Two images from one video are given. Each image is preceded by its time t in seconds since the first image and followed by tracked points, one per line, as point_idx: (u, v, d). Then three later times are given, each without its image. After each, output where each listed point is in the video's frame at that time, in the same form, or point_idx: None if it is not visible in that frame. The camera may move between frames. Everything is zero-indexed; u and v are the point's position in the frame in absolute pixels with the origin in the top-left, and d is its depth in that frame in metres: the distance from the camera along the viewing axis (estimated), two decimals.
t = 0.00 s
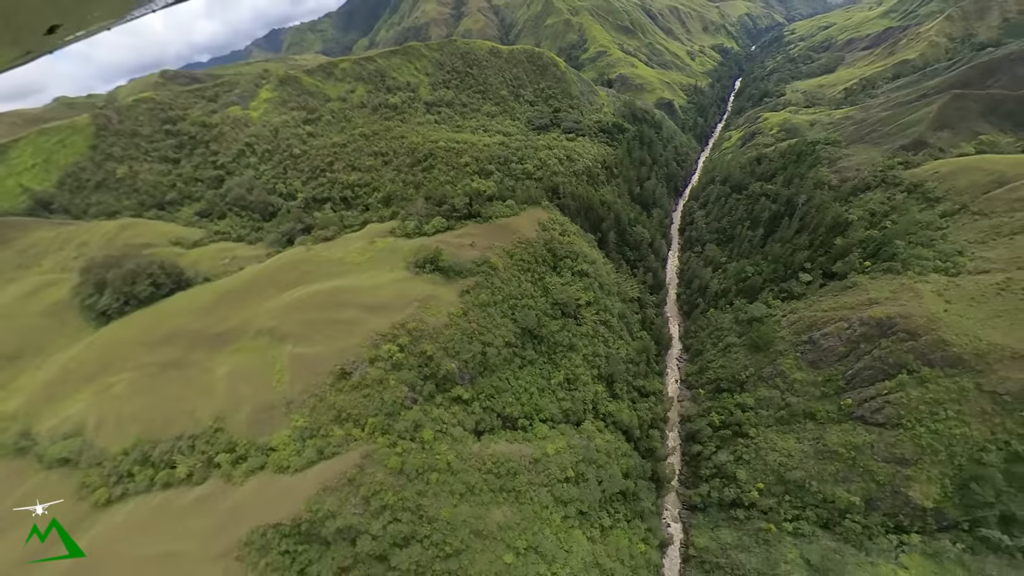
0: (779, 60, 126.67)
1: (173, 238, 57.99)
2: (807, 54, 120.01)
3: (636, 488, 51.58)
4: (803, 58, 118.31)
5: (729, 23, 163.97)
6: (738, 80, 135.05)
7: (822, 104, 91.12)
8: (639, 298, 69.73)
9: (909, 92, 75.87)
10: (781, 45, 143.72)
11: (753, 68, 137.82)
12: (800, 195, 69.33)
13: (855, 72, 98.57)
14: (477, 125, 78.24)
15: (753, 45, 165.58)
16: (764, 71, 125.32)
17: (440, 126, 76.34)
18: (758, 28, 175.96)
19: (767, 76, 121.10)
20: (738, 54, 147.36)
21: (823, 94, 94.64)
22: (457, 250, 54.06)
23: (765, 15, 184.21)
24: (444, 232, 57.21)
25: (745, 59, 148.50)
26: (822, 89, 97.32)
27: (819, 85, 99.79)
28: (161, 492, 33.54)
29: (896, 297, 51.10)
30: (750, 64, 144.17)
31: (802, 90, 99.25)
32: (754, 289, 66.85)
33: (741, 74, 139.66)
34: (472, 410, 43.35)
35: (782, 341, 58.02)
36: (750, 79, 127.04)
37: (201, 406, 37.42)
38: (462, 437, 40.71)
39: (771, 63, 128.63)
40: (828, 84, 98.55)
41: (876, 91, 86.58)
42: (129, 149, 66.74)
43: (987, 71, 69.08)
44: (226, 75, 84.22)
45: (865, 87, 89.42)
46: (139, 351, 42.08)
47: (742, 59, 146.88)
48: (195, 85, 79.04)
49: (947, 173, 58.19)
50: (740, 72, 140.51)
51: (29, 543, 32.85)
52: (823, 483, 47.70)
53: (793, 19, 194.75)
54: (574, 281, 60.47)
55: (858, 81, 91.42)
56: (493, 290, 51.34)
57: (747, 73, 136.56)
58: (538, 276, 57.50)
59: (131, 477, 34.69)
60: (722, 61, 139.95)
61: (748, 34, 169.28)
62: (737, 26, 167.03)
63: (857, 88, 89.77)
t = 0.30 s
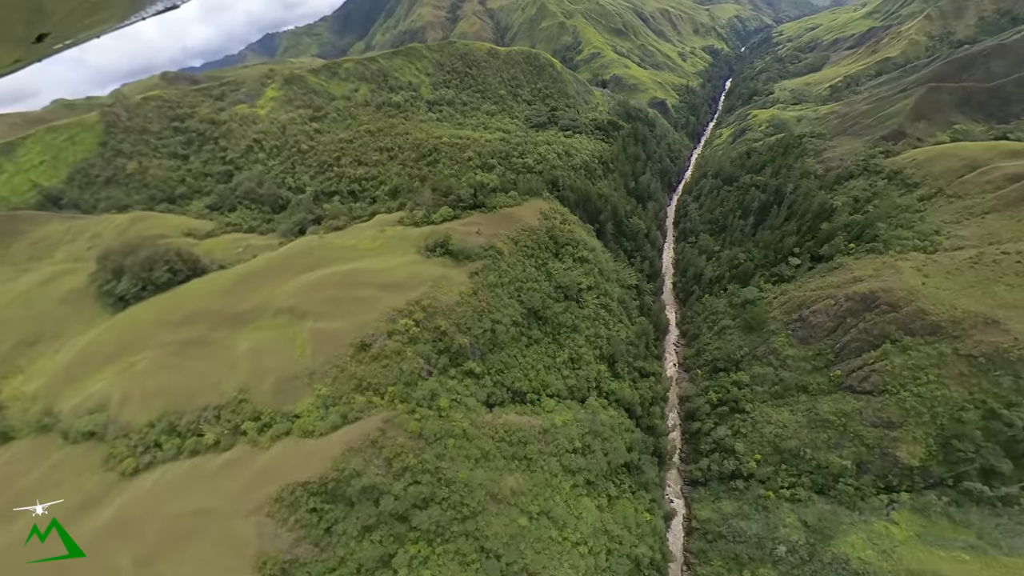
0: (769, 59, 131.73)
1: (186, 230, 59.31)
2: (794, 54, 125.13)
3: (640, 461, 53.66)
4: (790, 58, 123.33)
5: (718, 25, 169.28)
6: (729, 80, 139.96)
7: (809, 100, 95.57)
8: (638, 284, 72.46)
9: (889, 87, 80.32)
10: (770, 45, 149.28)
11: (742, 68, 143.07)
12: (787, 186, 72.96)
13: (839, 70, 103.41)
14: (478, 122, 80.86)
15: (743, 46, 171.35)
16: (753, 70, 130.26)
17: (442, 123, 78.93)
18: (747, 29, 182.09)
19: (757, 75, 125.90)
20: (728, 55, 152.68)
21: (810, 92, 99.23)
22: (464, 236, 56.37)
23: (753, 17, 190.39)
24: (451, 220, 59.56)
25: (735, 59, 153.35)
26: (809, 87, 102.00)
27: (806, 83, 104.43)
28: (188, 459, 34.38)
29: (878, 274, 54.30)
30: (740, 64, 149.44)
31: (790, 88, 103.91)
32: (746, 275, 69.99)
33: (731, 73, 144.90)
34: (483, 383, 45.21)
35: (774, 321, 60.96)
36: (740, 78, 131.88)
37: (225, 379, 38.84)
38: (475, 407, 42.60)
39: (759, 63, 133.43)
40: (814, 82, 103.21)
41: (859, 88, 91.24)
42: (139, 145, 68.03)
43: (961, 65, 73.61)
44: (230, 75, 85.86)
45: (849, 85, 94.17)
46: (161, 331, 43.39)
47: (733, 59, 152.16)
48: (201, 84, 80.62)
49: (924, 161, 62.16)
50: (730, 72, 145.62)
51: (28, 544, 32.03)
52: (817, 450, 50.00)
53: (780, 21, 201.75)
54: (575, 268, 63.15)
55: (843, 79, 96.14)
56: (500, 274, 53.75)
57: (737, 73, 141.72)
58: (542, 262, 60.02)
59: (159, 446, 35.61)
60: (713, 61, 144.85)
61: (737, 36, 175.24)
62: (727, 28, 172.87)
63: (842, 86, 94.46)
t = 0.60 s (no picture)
0: (756, 60, 137.66)
1: (199, 221, 60.92)
2: (780, 55, 131.09)
3: (642, 434, 56.15)
4: (775, 60, 129.43)
5: (706, 29, 176.13)
6: (718, 81, 145.87)
7: (794, 98, 100.85)
8: (634, 272, 75.71)
9: (867, 83, 85.58)
10: (757, 47, 155.85)
11: (730, 69, 149.26)
12: (772, 176, 77.28)
13: (822, 70, 109.05)
14: (479, 119, 84.12)
15: (731, 48, 178.22)
16: (742, 70, 136.15)
17: (444, 121, 82.06)
18: (734, 33, 189.48)
19: (744, 75, 131.71)
20: (717, 57, 159.08)
21: (795, 90, 104.58)
22: (470, 223, 59.13)
23: (739, 20, 197.96)
24: (457, 209, 62.37)
25: (723, 62, 159.83)
26: (794, 86, 107.39)
27: (791, 83, 109.93)
28: (218, 423, 35.87)
29: (858, 252, 58.02)
30: (728, 65, 155.74)
31: (776, 87, 109.31)
32: (737, 260, 73.66)
33: (720, 75, 151.07)
34: (494, 356, 48.00)
35: (764, 301, 64.38)
36: (729, 79, 137.66)
37: (250, 351, 40.61)
38: (487, 376, 45.25)
39: (747, 64, 139.38)
40: (799, 82, 108.64)
41: (840, 85, 96.53)
42: (149, 142, 69.63)
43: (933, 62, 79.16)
44: (235, 75, 87.99)
45: (831, 83, 99.49)
46: (183, 310, 45.03)
47: (722, 61, 158.57)
48: (207, 84, 82.55)
49: (899, 149, 66.60)
50: (719, 73, 151.79)
51: (29, 543, 31.23)
52: (808, 417, 52.74)
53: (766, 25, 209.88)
54: (575, 254, 66.23)
55: (825, 78, 101.57)
56: (505, 257, 56.64)
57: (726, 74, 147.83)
58: (544, 248, 63.04)
59: (189, 413, 37.08)
60: (702, 63, 150.72)
61: (725, 39, 182.32)
62: (714, 31, 179.85)
63: (825, 84, 99.70)
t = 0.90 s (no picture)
0: (746, 61, 142.87)
1: (210, 214, 62.36)
2: (768, 55, 136.27)
3: (642, 411, 58.40)
4: (762, 61, 134.88)
5: (696, 32, 182.08)
6: (709, 81, 151.03)
7: (782, 96, 105.58)
8: (630, 262, 78.63)
9: (849, 81, 90.29)
10: (746, 49, 161.63)
11: (722, 69, 154.56)
12: (760, 169, 81.09)
13: (808, 70, 114.06)
14: (478, 117, 87.10)
15: (721, 50, 184.08)
16: (733, 70, 141.33)
17: (445, 119, 84.91)
18: (724, 35, 195.78)
19: (734, 75, 136.78)
20: (708, 58, 164.52)
21: (783, 89, 109.36)
22: (474, 211, 61.68)
23: (727, 23, 204.10)
24: (461, 200, 64.92)
25: (713, 63, 165.31)
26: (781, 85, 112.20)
27: (778, 82, 114.85)
28: (242, 393, 37.47)
29: (841, 235, 61.45)
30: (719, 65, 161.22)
31: (764, 86, 114.09)
32: (728, 248, 76.95)
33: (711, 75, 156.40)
34: (501, 334, 50.54)
35: (754, 286, 67.53)
36: (720, 78, 142.54)
37: (270, 327, 42.38)
38: (495, 351, 47.80)
39: (736, 64, 144.63)
40: (786, 81, 113.48)
41: (826, 83, 101.25)
42: (158, 139, 71.13)
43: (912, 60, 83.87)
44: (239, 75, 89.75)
45: (817, 81, 104.22)
46: (202, 292, 46.65)
47: (713, 62, 164.03)
48: (212, 83, 84.21)
49: (879, 140, 70.65)
50: (709, 74, 157.06)
51: (28, 542, 30.69)
52: (799, 390, 55.44)
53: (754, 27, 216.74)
54: (574, 243, 69.02)
55: (810, 77, 106.36)
56: (509, 244, 59.21)
57: (717, 74, 153.10)
58: (545, 237, 65.70)
59: (212, 385, 38.61)
60: (693, 64, 155.83)
61: (716, 41, 188.40)
62: (705, 34, 185.92)
63: (810, 82, 104.46)
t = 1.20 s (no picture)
0: (734, 62, 149.21)
1: (222, 206, 64.26)
2: (755, 57, 142.77)
3: (641, 387, 61.18)
4: (747, 64, 141.31)
5: (684, 35, 189.14)
6: (698, 83, 157.10)
7: (767, 95, 111.25)
8: (625, 251, 82.04)
9: (829, 79, 95.74)
10: (733, 52, 168.58)
11: (711, 70, 160.78)
12: (747, 163, 85.67)
13: (791, 70, 120.03)
14: (478, 116, 90.75)
15: (710, 52, 190.95)
16: (721, 72, 147.66)
17: (445, 117, 88.37)
18: (712, 38, 203.27)
19: (722, 76, 142.91)
20: (697, 61, 171.16)
21: (768, 88, 115.10)
22: (477, 200, 64.80)
23: (716, 25, 211.66)
24: (465, 191, 68.01)
25: (702, 65, 171.73)
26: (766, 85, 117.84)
27: (764, 82, 120.61)
28: (267, 361, 39.54)
29: (822, 219, 65.61)
30: (708, 67, 167.68)
31: (751, 86, 119.84)
32: (718, 236, 80.91)
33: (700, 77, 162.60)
34: (507, 312, 53.38)
35: (743, 270, 71.31)
36: (708, 80, 148.68)
37: (290, 303, 44.59)
38: (502, 326, 50.72)
39: (724, 67, 150.96)
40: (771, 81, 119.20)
41: (808, 83, 106.97)
42: (167, 136, 73.04)
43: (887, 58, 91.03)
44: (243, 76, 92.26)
45: (800, 81, 109.92)
46: (222, 274, 48.56)
47: (702, 64, 170.59)
48: (217, 83, 86.55)
49: (855, 132, 75.53)
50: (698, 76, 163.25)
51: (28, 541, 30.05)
52: (788, 363, 58.80)
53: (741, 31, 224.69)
54: (572, 231, 72.37)
55: (793, 77, 112.24)
56: (512, 230, 62.37)
57: (706, 75, 159.27)
58: (545, 226, 69.03)
59: (237, 355, 40.60)
60: (682, 67, 162.07)
61: (704, 44, 195.60)
62: (693, 38, 193.00)
63: (793, 82, 110.14)
